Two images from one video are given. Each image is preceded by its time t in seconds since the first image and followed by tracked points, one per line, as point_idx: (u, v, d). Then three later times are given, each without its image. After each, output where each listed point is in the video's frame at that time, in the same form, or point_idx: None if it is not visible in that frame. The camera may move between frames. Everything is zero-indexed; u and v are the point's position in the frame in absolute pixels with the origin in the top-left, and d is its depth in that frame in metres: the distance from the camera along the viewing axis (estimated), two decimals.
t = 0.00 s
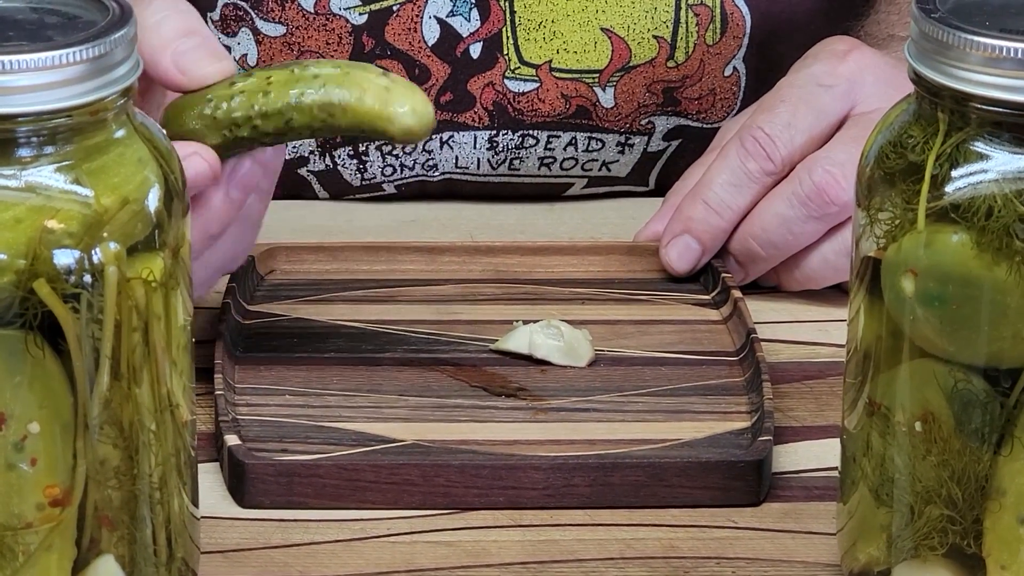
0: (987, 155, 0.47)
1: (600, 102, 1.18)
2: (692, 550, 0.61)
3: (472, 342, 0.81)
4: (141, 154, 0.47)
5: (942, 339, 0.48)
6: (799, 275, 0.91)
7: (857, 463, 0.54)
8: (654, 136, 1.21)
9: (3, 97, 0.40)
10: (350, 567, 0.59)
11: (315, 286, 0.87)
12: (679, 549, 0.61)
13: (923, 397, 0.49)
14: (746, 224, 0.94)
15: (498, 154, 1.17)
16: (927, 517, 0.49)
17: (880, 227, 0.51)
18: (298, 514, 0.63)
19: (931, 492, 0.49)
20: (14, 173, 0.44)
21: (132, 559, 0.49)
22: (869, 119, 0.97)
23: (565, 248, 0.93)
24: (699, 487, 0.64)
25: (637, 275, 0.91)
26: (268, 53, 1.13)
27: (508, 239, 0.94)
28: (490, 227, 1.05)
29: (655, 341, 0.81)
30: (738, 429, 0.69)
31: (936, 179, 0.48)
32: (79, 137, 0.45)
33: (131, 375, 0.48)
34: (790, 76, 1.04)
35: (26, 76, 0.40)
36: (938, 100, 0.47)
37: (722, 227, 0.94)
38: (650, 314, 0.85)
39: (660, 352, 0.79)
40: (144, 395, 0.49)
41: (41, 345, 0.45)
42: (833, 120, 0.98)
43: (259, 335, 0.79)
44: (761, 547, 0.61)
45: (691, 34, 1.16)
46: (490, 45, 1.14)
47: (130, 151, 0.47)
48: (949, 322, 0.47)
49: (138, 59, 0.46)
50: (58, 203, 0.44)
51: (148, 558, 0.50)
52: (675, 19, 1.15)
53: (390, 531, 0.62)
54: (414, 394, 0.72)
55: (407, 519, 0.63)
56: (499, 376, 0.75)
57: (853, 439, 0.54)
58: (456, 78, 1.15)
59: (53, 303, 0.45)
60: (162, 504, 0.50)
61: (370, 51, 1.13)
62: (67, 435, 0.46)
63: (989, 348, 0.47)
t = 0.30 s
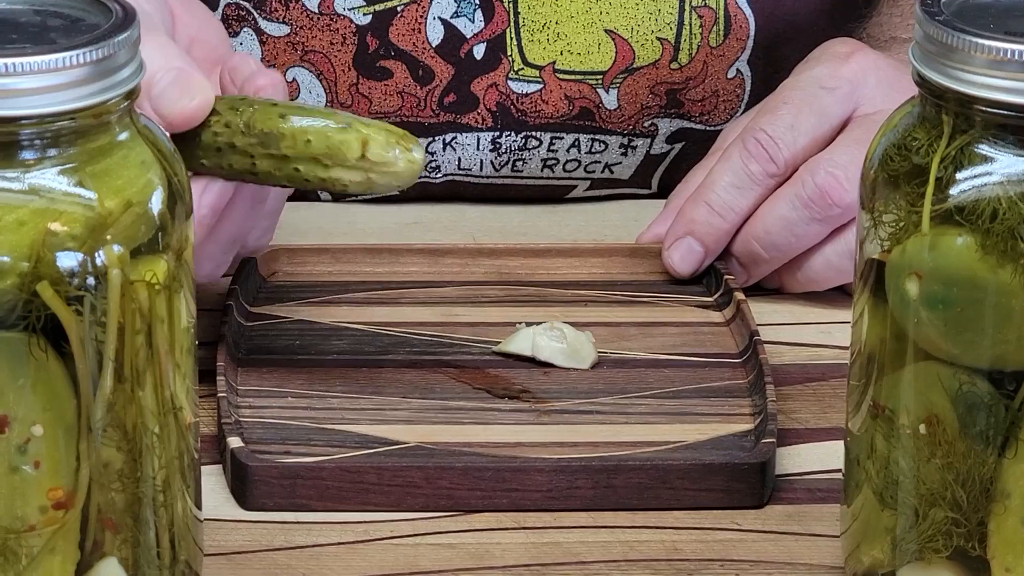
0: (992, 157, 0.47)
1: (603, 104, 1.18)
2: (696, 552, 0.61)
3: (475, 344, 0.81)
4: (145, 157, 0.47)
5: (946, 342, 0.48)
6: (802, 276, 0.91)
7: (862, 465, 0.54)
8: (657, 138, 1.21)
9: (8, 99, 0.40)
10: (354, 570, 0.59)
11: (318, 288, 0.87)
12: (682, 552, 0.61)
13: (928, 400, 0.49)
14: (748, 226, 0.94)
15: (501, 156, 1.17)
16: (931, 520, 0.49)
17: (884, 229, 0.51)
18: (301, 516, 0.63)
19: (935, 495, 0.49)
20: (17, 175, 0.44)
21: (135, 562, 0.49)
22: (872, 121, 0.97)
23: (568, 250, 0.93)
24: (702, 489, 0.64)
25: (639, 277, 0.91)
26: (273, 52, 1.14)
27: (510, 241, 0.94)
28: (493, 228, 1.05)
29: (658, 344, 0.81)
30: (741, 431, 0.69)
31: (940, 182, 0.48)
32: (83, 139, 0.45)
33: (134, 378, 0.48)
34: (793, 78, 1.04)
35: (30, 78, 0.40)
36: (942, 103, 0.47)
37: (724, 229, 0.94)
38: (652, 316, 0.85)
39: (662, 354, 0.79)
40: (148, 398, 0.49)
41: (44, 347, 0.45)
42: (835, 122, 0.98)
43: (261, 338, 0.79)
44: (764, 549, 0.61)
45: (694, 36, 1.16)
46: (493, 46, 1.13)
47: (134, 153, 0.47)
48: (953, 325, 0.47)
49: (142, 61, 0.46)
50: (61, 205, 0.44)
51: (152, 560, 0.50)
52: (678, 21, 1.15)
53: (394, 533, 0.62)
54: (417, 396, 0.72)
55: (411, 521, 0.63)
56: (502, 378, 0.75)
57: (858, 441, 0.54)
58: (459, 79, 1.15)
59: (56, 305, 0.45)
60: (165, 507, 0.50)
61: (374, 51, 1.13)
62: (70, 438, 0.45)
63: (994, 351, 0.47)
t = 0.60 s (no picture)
0: (1000, 164, 0.47)
1: (610, 108, 1.18)
2: (703, 559, 0.61)
3: (481, 350, 0.81)
4: (152, 164, 0.47)
5: (954, 349, 0.48)
6: (808, 283, 0.90)
7: (869, 472, 0.54)
8: (664, 144, 1.21)
9: (13, 107, 0.40)
10: None
11: (325, 294, 0.87)
12: (690, 558, 0.61)
13: (936, 407, 0.49)
14: (754, 232, 0.94)
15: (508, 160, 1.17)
16: (939, 527, 0.49)
17: (892, 236, 0.51)
18: (308, 522, 0.63)
19: (943, 502, 0.49)
20: (25, 183, 0.44)
21: (143, 568, 0.49)
22: (879, 126, 0.97)
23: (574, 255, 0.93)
24: (709, 496, 0.64)
25: (645, 282, 0.91)
26: (279, 55, 1.13)
27: (517, 247, 0.94)
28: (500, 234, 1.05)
29: (664, 349, 0.81)
30: (749, 437, 0.69)
31: (948, 189, 0.48)
32: (90, 147, 0.45)
33: (142, 386, 0.48)
34: (799, 83, 1.04)
35: (36, 85, 0.40)
36: (950, 109, 0.47)
37: (730, 235, 0.94)
38: (659, 321, 0.85)
39: (669, 360, 0.79)
40: (156, 405, 0.49)
41: (52, 354, 0.45)
42: (841, 127, 0.98)
43: (268, 344, 0.79)
44: (771, 556, 0.61)
45: (702, 41, 1.16)
46: (501, 49, 1.13)
47: (142, 160, 0.47)
48: (961, 332, 0.47)
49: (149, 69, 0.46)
50: (69, 213, 0.44)
51: (159, 567, 0.50)
52: (687, 26, 1.15)
53: (401, 540, 0.62)
54: (423, 402, 0.72)
55: (418, 527, 0.63)
56: (509, 385, 0.75)
57: (865, 448, 0.54)
58: (466, 83, 1.15)
59: (64, 312, 0.45)
60: (173, 515, 0.50)
61: (381, 54, 1.13)
62: (78, 445, 0.46)
63: (1002, 358, 0.47)
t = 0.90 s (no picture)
0: (1004, 163, 0.47)
1: (611, 105, 1.18)
2: (707, 558, 0.61)
3: (484, 349, 0.81)
4: (157, 164, 0.47)
5: (958, 349, 0.48)
6: (810, 282, 0.90)
7: (873, 472, 0.54)
8: (665, 141, 1.21)
9: (18, 107, 0.40)
10: None
11: (328, 295, 0.87)
12: (694, 558, 0.61)
13: (939, 406, 0.49)
14: (758, 231, 0.94)
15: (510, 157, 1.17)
16: (943, 527, 0.49)
17: (896, 236, 0.51)
18: (311, 522, 0.63)
19: (947, 501, 0.49)
20: (29, 183, 0.44)
21: (146, 569, 0.49)
22: (881, 124, 0.97)
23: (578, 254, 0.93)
24: (713, 496, 0.64)
25: (648, 282, 0.90)
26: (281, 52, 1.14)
27: (520, 247, 0.94)
28: (502, 234, 1.05)
29: (667, 349, 0.80)
30: (752, 437, 0.69)
31: (953, 188, 0.48)
32: (94, 147, 0.45)
33: (146, 386, 0.48)
34: (802, 82, 1.04)
35: (40, 85, 0.40)
36: (954, 109, 0.46)
37: (734, 234, 0.94)
38: (662, 321, 0.85)
39: (671, 359, 0.79)
40: (160, 405, 0.49)
41: (56, 354, 0.45)
42: (843, 127, 0.98)
43: (270, 343, 0.79)
44: (775, 555, 0.61)
45: (704, 39, 1.16)
46: (503, 46, 1.13)
47: (146, 160, 0.47)
48: (964, 331, 0.47)
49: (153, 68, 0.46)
50: (73, 213, 0.44)
51: (163, 567, 0.50)
52: (688, 22, 1.15)
53: (405, 540, 0.62)
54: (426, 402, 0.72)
55: (421, 527, 0.63)
56: (512, 385, 0.75)
57: (868, 448, 0.54)
58: (468, 79, 1.15)
59: (68, 313, 0.45)
60: (177, 515, 0.50)
61: (384, 50, 1.13)
62: (81, 445, 0.46)
63: (1006, 358, 0.47)
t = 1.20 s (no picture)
0: (1005, 166, 0.47)
1: (616, 108, 1.18)
2: (708, 559, 0.61)
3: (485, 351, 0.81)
4: (158, 166, 0.47)
5: (959, 350, 0.48)
6: (811, 283, 0.90)
7: (874, 474, 0.54)
8: (668, 145, 1.22)
9: (18, 109, 0.40)
10: None
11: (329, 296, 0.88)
12: (695, 559, 0.61)
13: (940, 408, 0.49)
14: (759, 233, 0.94)
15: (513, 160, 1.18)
16: (944, 528, 0.49)
17: (896, 238, 0.51)
18: (312, 523, 0.63)
19: (948, 503, 0.49)
20: (31, 185, 0.44)
21: (149, 570, 0.49)
22: (881, 127, 0.97)
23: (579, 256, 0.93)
24: (714, 496, 0.64)
25: (649, 283, 0.90)
26: (285, 55, 1.13)
27: (521, 249, 0.94)
28: (503, 235, 1.05)
29: (668, 350, 0.81)
30: (753, 438, 0.69)
31: (954, 190, 0.48)
32: (96, 149, 0.45)
33: (147, 388, 0.48)
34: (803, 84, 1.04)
35: (40, 88, 0.40)
36: (956, 111, 0.46)
37: (735, 236, 0.94)
38: (663, 322, 0.85)
39: (672, 360, 0.79)
40: (161, 407, 0.49)
41: (57, 356, 0.45)
42: (845, 129, 0.98)
43: (272, 344, 0.79)
44: (776, 556, 0.61)
45: (706, 42, 1.16)
46: (506, 49, 1.13)
47: (148, 163, 0.47)
48: (965, 333, 0.47)
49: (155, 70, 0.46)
50: (74, 215, 0.45)
51: (165, 569, 0.50)
52: (692, 26, 1.15)
53: (406, 541, 0.62)
54: (428, 404, 0.72)
55: (422, 528, 0.63)
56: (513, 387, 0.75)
57: (869, 449, 0.54)
58: (472, 83, 1.14)
59: (70, 314, 0.45)
60: (178, 516, 0.50)
61: (387, 53, 1.13)
62: (82, 447, 0.46)
63: (1007, 359, 0.47)
